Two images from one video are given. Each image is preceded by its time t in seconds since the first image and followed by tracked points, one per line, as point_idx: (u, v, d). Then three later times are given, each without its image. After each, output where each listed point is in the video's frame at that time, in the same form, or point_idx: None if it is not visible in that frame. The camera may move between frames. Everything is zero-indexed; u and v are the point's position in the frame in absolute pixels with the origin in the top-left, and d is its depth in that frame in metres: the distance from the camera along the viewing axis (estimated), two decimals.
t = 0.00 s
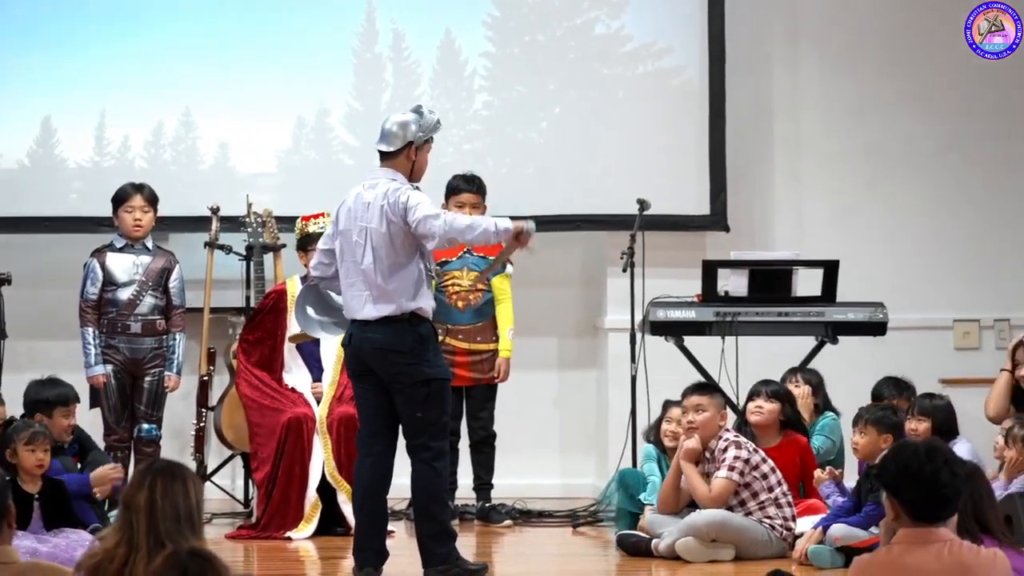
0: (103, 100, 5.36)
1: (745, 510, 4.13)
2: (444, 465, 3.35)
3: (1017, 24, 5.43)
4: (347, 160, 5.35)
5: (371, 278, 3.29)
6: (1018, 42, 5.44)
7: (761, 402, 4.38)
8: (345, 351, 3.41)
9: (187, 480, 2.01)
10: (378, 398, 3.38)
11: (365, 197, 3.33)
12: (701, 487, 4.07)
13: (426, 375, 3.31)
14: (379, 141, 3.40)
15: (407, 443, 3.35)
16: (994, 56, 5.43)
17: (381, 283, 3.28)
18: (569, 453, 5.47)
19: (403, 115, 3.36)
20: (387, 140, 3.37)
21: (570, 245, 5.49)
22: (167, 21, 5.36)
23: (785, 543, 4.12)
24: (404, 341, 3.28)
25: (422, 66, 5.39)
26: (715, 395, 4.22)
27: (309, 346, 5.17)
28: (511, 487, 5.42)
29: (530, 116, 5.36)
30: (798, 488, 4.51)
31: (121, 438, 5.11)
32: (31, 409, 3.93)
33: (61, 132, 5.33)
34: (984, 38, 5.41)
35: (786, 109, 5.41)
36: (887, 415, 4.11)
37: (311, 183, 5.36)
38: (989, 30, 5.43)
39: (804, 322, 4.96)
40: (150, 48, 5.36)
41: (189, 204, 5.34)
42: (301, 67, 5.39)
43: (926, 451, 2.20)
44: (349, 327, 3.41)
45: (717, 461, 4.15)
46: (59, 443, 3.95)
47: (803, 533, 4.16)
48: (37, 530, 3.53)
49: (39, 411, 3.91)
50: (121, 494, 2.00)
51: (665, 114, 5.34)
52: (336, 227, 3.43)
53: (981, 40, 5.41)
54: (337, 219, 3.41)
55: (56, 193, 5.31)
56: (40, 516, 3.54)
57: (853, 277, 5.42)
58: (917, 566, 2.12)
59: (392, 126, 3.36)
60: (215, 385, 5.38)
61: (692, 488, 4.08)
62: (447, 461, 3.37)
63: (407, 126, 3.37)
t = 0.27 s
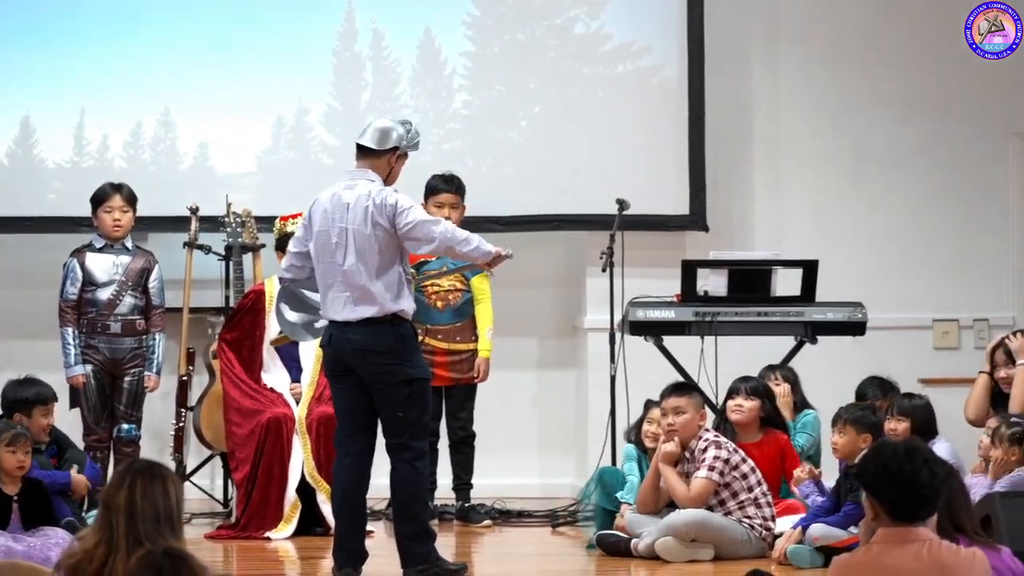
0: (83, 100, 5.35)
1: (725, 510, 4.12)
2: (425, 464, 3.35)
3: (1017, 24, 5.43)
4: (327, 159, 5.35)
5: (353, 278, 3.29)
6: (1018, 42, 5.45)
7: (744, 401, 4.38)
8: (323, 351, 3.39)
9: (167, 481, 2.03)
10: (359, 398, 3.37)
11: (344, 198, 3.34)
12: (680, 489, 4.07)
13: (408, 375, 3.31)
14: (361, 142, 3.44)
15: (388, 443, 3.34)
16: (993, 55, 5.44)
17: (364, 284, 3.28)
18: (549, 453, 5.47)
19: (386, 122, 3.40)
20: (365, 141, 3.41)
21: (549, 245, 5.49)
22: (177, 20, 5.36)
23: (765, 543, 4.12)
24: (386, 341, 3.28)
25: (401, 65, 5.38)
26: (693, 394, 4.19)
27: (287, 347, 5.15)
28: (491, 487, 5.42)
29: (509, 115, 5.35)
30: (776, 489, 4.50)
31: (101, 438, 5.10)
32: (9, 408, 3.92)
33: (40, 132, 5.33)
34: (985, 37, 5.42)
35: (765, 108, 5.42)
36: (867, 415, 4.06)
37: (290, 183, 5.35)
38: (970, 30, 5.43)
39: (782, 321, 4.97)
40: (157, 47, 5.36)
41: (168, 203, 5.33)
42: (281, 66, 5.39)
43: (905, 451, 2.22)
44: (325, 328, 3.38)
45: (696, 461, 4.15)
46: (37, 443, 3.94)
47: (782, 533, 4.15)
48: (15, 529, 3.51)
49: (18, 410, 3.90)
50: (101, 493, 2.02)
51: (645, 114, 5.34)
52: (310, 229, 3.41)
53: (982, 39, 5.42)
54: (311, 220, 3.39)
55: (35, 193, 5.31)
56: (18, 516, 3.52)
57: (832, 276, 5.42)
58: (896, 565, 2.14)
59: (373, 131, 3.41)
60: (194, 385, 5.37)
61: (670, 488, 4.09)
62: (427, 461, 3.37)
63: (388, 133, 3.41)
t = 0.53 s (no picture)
0: (58, 100, 5.35)
1: (700, 510, 4.10)
2: (400, 465, 3.34)
3: (1017, 24, 5.45)
4: (302, 159, 5.35)
5: (331, 278, 3.26)
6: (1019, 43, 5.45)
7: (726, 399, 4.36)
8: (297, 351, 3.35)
9: (142, 481, 1.97)
10: (334, 398, 3.33)
11: (320, 198, 3.30)
12: (656, 490, 4.03)
13: (386, 375, 3.29)
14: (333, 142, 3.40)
15: (363, 443, 3.31)
16: (993, 56, 5.45)
17: (343, 284, 3.25)
18: (524, 454, 5.48)
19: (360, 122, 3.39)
20: (340, 142, 3.38)
21: (524, 245, 5.49)
22: (177, 20, 5.37)
23: (741, 543, 4.11)
24: (363, 341, 3.26)
25: (376, 65, 5.39)
26: (663, 394, 4.11)
27: (262, 346, 5.10)
28: (466, 487, 5.42)
29: (484, 115, 5.35)
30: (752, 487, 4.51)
31: (75, 438, 5.08)
32: None
33: (15, 132, 5.32)
34: (984, 38, 5.43)
35: (740, 108, 5.42)
36: (840, 414, 4.01)
37: (264, 183, 5.35)
38: (948, 30, 5.44)
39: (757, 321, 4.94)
40: (162, 46, 5.36)
41: (143, 203, 5.33)
42: (256, 67, 5.38)
43: (879, 450, 2.14)
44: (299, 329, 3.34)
45: (671, 462, 4.09)
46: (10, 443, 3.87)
47: (758, 533, 4.14)
48: None
49: None
50: (76, 494, 1.96)
51: (620, 114, 5.34)
52: (283, 228, 3.36)
53: (983, 40, 5.42)
54: (285, 220, 3.35)
55: (10, 193, 5.30)
56: None
57: (808, 277, 5.42)
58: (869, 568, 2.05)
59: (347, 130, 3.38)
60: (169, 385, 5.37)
61: (645, 489, 4.06)
62: (401, 461, 3.36)
63: (362, 134, 3.39)
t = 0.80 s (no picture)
0: (44, 99, 5.34)
1: (686, 510, 4.08)
2: (386, 466, 3.31)
3: (1017, 24, 5.46)
4: (288, 159, 5.35)
5: (315, 278, 3.23)
6: (1019, 43, 5.46)
7: (711, 402, 4.33)
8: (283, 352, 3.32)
9: (127, 481, 1.97)
10: (319, 400, 3.30)
11: (305, 198, 3.27)
12: (642, 490, 4.01)
13: (371, 376, 3.26)
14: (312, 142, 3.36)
15: (349, 444, 3.30)
16: (992, 56, 5.46)
17: (326, 284, 3.23)
18: (510, 454, 5.48)
19: (339, 118, 3.33)
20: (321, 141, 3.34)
21: (510, 245, 5.49)
22: (176, 19, 5.36)
23: (727, 543, 4.09)
24: (348, 341, 3.23)
25: (362, 65, 5.38)
26: (652, 395, 4.08)
27: (249, 346, 5.02)
28: (452, 487, 5.42)
29: (470, 116, 5.35)
30: (738, 486, 4.48)
31: (61, 439, 5.03)
32: None
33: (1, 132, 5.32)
34: (984, 38, 5.44)
35: (726, 109, 5.43)
36: (827, 413, 3.97)
37: (249, 183, 5.35)
38: (935, 31, 5.46)
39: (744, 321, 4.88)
40: (156, 47, 5.36)
41: (129, 204, 5.32)
42: (242, 67, 5.38)
43: (865, 450, 2.14)
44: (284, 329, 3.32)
45: (659, 461, 4.07)
46: None
47: (744, 533, 4.12)
48: None
49: None
50: (61, 494, 1.97)
51: (606, 114, 5.34)
52: (268, 228, 3.33)
53: (982, 40, 5.44)
54: (269, 220, 3.32)
55: None
56: None
57: (793, 277, 5.43)
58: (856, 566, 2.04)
59: (327, 128, 3.33)
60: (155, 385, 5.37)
61: (631, 489, 4.03)
62: (388, 461, 3.34)
63: (342, 130, 3.34)
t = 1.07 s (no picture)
0: (34, 100, 5.34)
1: (676, 511, 4.04)
2: (375, 466, 3.30)
3: (1017, 24, 5.44)
4: (277, 160, 5.34)
5: (303, 280, 3.21)
6: (1019, 42, 5.46)
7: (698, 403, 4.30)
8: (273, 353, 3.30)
9: (118, 482, 1.96)
10: (308, 402, 3.29)
11: (298, 199, 3.24)
12: (633, 490, 3.96)
13: (360, 377, 3.25)
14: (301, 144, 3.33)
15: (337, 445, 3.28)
16: (993, 56, 5.46)
17: (315, 286, 3.21)
18: (499, 455, 5.49)
19: (326, 117, 3.29)
20: (309, 142, 3.30)
21: (499, 245, 5.49)
22: (166, 20, 5.36)
23: (717, 544, 4.06)
24: (338, 342, 3.22)
25: (352, 66, 5.38)
26: (642, 396, 4.07)
27: (239, 347, 4.93)
28: (442, 487, 5.43)
29: (459, 116, 5.35)
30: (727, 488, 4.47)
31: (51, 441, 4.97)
32: None
33: None
34: (986, 38, 5.44)
35: (716, 109, 5.42)
36: (817, 413, 3.95)
37: (239, 183, 5.35)
38: (926, 31, 5.46)
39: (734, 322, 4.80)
40: (164, 44, 5.37)
41: (118, 204, 5.32)
42: (231, 67, 5.38)
43: (853, 450, 2.12)
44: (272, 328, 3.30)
45: (648, 462, 4.03)
46: None
47: (734, 533, 4.09)
48: None
49: None
50: (52, 495, 1.96)
51: (596, 115, 5.34)
52: (258, 226, 3.30)
53: (984, 39, 5.44)
54: (261, 219, 3.29)
55: None
56: None
57: (783, 278, 5.42)
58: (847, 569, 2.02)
59: (315, 128, 3.29)
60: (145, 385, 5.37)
61: (621, 490, 3.98)
62: (378, 463, 3.31)
63: (330, 127, 3.29)
